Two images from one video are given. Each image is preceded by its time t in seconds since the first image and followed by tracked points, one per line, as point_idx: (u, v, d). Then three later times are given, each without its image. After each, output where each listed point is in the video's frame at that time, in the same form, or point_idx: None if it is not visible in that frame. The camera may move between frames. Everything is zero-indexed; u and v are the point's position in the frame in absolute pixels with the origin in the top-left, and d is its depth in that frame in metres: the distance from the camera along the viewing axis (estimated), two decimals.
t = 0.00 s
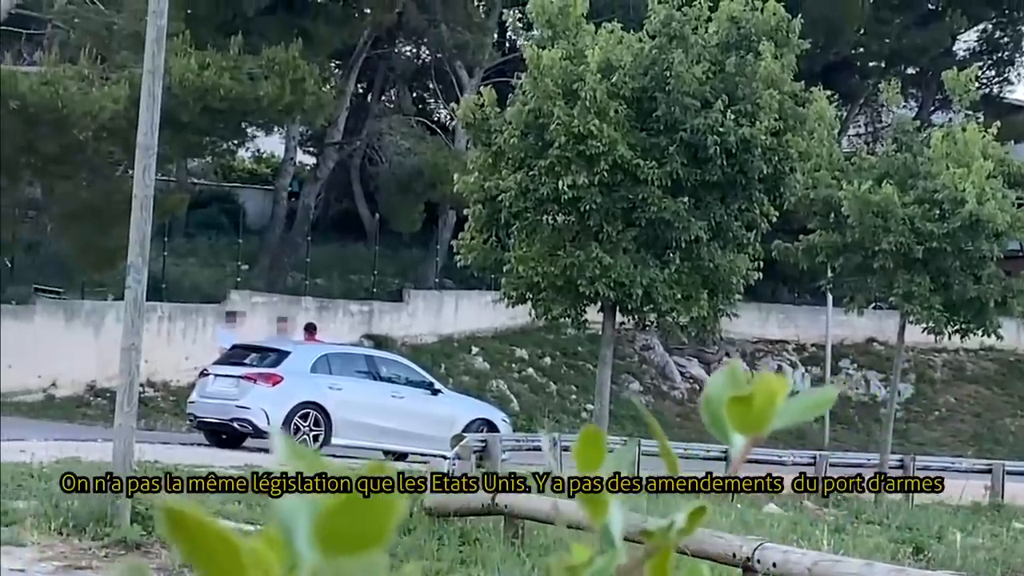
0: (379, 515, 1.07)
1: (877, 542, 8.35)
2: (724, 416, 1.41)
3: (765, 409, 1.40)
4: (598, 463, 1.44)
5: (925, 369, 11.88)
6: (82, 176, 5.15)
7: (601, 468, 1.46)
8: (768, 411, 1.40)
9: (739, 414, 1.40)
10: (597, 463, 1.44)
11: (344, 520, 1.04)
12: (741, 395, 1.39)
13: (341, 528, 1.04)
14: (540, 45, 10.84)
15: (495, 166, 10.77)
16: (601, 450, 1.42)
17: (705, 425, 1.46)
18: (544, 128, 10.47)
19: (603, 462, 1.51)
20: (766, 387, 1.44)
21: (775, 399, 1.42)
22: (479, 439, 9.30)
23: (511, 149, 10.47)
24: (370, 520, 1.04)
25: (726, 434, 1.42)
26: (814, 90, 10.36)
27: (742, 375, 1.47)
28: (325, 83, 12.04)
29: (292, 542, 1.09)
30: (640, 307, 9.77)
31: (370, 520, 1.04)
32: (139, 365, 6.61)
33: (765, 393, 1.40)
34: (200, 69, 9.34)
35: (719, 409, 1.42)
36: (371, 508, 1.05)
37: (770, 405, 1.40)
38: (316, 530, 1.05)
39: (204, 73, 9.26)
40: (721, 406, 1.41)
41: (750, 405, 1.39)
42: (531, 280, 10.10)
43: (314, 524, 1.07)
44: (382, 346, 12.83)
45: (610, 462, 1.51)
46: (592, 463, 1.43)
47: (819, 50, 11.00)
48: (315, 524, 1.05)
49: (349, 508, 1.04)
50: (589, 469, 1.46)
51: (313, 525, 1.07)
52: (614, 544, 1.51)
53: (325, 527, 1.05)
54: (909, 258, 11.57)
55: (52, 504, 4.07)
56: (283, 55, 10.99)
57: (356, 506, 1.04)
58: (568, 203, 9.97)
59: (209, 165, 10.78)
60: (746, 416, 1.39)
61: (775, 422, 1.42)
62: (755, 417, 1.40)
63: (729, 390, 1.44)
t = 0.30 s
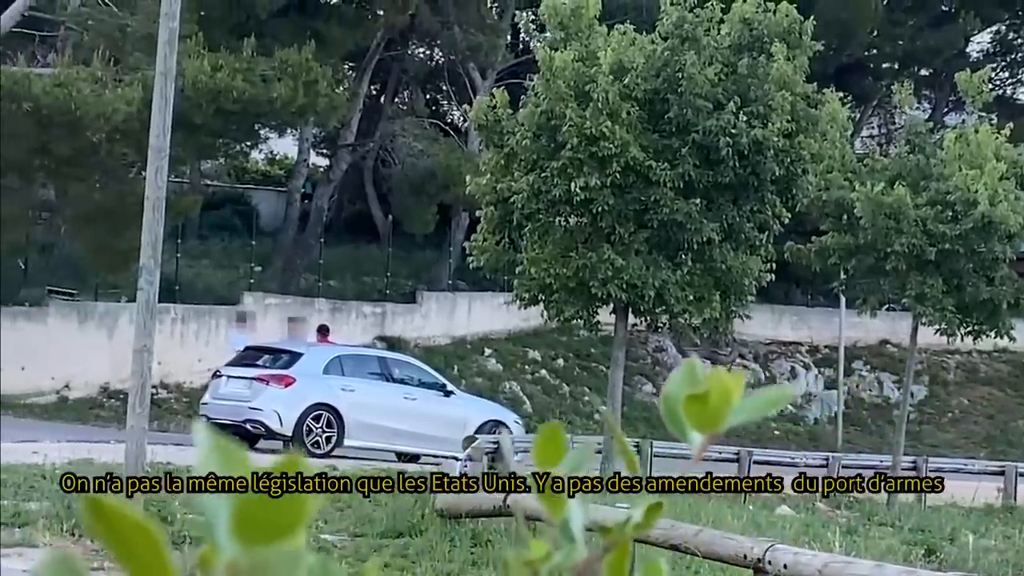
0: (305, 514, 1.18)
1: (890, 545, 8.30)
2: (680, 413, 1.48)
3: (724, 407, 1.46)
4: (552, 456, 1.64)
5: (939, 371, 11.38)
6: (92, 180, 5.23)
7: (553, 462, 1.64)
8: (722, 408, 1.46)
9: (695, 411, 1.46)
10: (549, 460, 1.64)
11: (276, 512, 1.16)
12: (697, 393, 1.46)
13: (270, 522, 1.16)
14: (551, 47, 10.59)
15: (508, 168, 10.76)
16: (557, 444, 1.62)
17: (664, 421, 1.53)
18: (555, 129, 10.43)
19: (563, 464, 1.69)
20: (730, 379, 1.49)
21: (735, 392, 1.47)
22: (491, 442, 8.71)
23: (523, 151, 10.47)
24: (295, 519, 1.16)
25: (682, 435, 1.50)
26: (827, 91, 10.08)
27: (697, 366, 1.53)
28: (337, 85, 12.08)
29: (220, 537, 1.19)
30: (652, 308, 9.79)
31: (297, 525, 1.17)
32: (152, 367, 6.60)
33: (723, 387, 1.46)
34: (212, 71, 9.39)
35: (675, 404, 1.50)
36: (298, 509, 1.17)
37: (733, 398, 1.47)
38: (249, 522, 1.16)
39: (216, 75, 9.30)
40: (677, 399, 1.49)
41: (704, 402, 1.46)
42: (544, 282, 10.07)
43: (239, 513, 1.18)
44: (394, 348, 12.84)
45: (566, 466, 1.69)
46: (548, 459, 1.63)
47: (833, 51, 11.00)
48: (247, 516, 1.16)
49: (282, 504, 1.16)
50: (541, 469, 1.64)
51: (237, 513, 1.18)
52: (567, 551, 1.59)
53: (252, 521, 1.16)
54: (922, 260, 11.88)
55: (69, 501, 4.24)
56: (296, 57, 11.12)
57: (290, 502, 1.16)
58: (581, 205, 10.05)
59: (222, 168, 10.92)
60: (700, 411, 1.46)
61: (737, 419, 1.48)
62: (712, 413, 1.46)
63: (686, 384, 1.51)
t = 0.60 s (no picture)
0: (289, 454, 1.77)
1: (901, 545, 8.27)
2: (674, 400, 2.03)
3: (707, 398, 2.02)
4: (546, 448, 2.21)
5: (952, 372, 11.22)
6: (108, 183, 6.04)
7: (548, 453, 2.21)
8: (710, 397, 2.02)
9: (689, 396, 2.02)
10: (545, 454, 2.21)
11: (270, 454, 1.75)
12: (691, 380, 2.02)
13: (266, 460, 1.76)
14: (563, 47, 10.62)
15: (519, 169, 10.70)
16: (548, 435, 2.20)
17: (660, 408, 2.08)
18: (567, 130, 10.48)
19: (559, 458, 2.25)
20: (710, 368, 2.07)
21: (717, 380, 2.03)
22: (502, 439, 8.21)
23: (534, 152, 10.45)
24: (285, 457, 1.76)
25: (675, 416, 2.04)
26: (840, 91, 10.07)
27: (681, 356, 2.09)
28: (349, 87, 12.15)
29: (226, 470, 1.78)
30: (664, 309, 9.79)
31: (288, 458, 1.76)
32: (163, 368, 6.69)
33: (708, 379, 2.02)
34: (224, 72, 9.49)
35: (664, 397, 2.06)
36: (287, 448, 1.75)
37: (718, 382, 2.04)
38: (250, 461, 1.76)
39: (229, 76, 9.42)
40: (667, 390, 2.06)
41: (688, 394, 2.03)
42: (555, 283, 10.08)
43: (243, 464, 1.77)
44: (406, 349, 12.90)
45: (562, 462, 2.24)
46: (544, 452, 2.21)
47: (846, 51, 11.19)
48: (249, 459, 1.76)
49: (272, 447, 1.75)
50: (542, 463, 2.20)
51: (238, 462, 1.78)
52: (560, 534, 2.18)
53: (255, 456, 1.76)
54: (933, 261, 11.19)
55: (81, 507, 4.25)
56: (309, 58, 10.95)
57: (276, 442, 1.75)
58: (593, 205, 10.08)
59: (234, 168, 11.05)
60: (688, 399, 2.02)
61: (714, 404, 2.03)
62: (699, 396, 2.02)
63: (672, 376, 2.07)
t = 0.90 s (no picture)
0: (254, 437, 0.94)
1: (916, 546, 8.23)
2: (653, 387, 1.23)
3: (701, 379, 1.22)
4: (530, 438, 1.37)
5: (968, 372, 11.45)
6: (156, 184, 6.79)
7: (532, 442, 1.38)
8: (699, 385, 1.22)
9: (665, 385, 1.21)
10: (528, 440, 1.37)
11: (222, 435, 0.90)
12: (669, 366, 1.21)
13: (215, 452, 0.92)
14: (578, 48, 10.57)
15: (534, 169, 10.60)
16: (534, 422, 1.36)
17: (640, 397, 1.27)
18: (582, 131, 10.19)
19: (545, 447, 1.41)
20: (706, 353, 1.25)
21: (710, 363, 1.23)
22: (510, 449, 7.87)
23: (549, 152, 10.31)
24: (244, 439, 0.91)
25: (659, 407, 1.24)
26: (856, 92, 10.10)
27: (684, 342, 1.28)
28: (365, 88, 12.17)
29: (155, 469, 0.94)
30: (679, 309, 9.88)
31: (247, 450, 0.92)
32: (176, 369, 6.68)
33: (700, 361, 1.21)
34: (239, 72, 9.49)
35: (651, 377, 1.25)
36: (248, 425, 0.91)
37: (706, 370, 1.22)
38: (189, 457, 0.92)
39: (243, 77, 9.42)
40: (653, 373, 1.24)
41: (681, 374, 1.21)
42: (569, 283, 10.13)
43: (179, 461, 0.92)
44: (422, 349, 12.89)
45: (548, 454, 1.41)
46: (527, 438, 1.37)
47: (861, 50, 11.59)
48: (187, 450, 0.92)
49: (224, 421, 0.90)
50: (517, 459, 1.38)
51: (175, 449, 0.93)
52: (546, 519, 1.37)
53: (198, 447, 0.92)
54: (950, 261, 11.09)
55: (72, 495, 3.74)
56: (324, 58, 10.98)
57: (234, 416, 0.90)
58: (607, 206, 9.92)
59: (249, 168, 11.01)
60: (677, 384, 1.22)
61: (712, 392, 1.24)
62: (689, 385, 1.22)
63: (667, 356, 1.26)
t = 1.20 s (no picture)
0: (199, 431, 1.12)
1: (938, 546, 8.20)
2: (640, 381, 1.52)
3: (682, 374, 1.49)
4: (515, 429, 1.75)
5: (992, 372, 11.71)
6: (146, 184, 5.19)
7: (515, 433, 1.75)
8: (679, 381, 1.50)
9: (650, 377, 1.50)
10: (511, 429, 1.75)
11: (164, 434, 1.09)
12: (652, 360, 1.49)
13: (164, 447, 1.10)
14: (599, 49, 10.57)
15: (555, 169, 10.65)
16: (516, 412, 1.75)
17: (624, 390, 1.58)
18: (603, 131, 10.27)
19: (528, 440, 1.77)
20: (686, 351, 1.53)
21: (690, 362, 1.51)
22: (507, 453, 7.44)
23: (570, 153, 10.40)
24: (190, 434, 1.09)
25: (642, 400, 1.53)
26: (876, 92, 10.19)
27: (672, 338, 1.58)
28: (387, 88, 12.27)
29: (111, 457, 1.14)
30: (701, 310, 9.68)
31: (194, 439, 1.10)
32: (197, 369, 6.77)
33: (679, 357, 1.49)
34: (262, 73, 9.58)
35: (636, 373, 1.54)
36: (194, 419, 1.09)
37: (689, 367, 1.50)
38: (139, 451, 1.10)
39: (266, 77, 9.50)
40: (634, 368, 1.54)
41: (664, 369, 1.48)
42: (591, 284, 10.09)
43: (130, 457, 1.11)
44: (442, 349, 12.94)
45: (530, 446, 1.76)
46: (510, 429, 1.74)
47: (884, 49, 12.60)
48: (137, 443, 1.10)
49: (169, 419, 1.08)
50: (503, 447, 1.73)
51: (122, 439, 1.13)
52: (528, 514, 1.68)
53: (148, 446, 1.10)
54: (972, 262, 11.21)
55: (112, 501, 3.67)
56: (344, 60, 11.28)
57: (182, 412, 1.09)
58: (629, 206, 9.92)
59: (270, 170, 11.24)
60: (662, 381, 1.49)
61: (698, 386, 1.51)
62: (672, 381, 1.49)
63: (649, 353, 1.56)
